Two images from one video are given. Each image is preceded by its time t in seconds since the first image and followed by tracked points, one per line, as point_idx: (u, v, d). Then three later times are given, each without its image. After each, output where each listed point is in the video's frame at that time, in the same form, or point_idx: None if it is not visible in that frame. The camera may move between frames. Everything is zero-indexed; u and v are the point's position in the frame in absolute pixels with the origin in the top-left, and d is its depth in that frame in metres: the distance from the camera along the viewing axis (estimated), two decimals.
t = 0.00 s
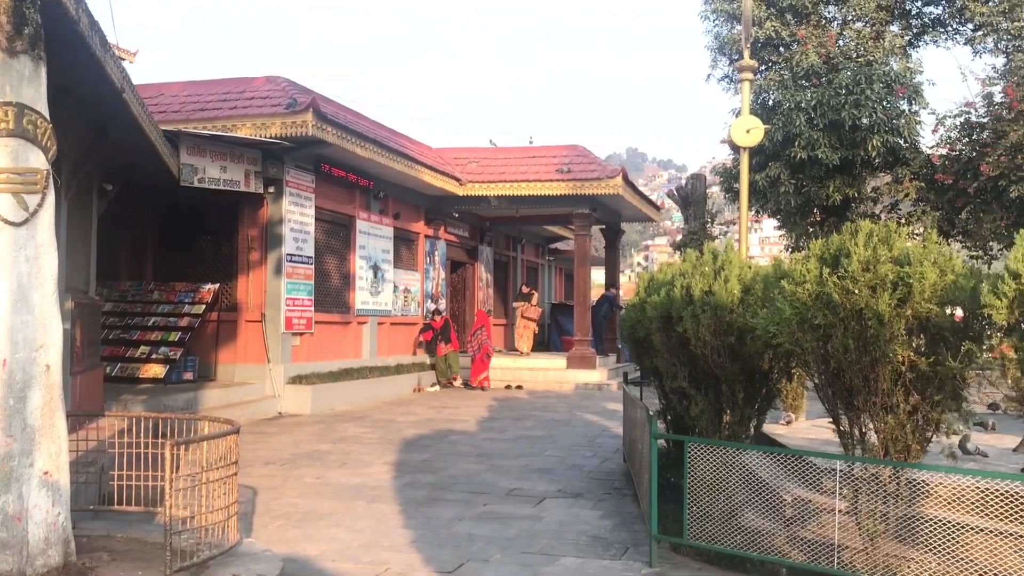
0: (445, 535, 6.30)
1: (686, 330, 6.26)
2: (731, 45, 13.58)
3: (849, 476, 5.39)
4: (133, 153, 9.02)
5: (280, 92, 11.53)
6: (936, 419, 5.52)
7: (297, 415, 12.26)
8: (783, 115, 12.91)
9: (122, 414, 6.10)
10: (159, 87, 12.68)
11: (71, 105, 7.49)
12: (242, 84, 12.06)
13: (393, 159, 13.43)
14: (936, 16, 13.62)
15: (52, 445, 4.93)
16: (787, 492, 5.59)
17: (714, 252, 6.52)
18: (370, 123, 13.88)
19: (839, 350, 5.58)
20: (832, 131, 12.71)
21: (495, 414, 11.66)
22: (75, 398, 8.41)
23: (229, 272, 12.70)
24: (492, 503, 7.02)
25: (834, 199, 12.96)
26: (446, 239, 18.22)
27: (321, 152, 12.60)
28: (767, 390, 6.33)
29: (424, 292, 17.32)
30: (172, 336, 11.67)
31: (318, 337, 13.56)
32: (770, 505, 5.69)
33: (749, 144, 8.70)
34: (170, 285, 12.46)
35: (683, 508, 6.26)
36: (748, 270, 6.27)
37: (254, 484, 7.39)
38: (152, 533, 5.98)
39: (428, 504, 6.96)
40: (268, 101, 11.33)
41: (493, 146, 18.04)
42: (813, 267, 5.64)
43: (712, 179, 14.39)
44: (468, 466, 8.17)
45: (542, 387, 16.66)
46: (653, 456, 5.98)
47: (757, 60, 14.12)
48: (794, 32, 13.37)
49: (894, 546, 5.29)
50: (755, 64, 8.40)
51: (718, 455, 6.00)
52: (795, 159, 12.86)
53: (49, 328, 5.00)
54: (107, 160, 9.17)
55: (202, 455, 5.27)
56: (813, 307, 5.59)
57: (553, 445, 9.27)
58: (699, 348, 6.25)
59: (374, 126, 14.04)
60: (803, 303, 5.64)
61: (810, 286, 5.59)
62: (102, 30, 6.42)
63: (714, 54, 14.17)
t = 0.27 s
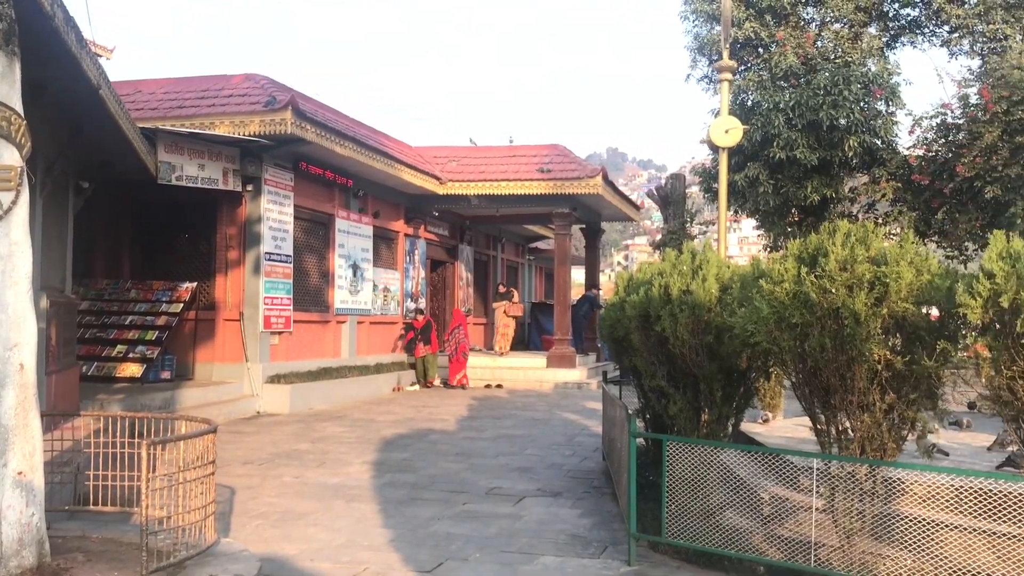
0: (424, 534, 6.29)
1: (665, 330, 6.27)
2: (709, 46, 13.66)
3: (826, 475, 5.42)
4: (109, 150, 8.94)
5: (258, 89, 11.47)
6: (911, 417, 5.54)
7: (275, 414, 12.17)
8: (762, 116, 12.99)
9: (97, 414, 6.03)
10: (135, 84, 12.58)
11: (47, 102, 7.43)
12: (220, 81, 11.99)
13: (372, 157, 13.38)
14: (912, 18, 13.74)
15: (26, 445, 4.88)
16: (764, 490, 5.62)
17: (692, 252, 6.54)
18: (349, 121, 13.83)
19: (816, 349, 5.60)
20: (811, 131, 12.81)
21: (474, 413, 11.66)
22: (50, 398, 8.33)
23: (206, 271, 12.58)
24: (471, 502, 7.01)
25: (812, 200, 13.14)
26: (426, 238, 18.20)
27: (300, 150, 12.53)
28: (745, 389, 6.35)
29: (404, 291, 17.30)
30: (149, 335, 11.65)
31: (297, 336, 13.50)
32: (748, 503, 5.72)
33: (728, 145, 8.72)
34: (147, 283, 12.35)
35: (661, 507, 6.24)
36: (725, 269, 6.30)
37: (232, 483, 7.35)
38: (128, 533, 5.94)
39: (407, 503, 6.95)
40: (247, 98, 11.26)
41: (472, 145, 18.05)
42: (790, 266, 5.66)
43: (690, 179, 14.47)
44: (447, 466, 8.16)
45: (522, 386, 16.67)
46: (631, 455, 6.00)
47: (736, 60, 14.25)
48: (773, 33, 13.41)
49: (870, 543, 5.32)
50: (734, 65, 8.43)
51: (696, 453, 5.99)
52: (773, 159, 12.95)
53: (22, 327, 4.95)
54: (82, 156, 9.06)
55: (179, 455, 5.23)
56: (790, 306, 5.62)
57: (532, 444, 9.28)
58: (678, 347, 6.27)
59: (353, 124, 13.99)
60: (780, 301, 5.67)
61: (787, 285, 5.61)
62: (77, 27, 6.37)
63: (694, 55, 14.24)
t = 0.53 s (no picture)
0: (398, 532, 6.28)
1: (640, 326, 6.28)
2: (686, 45, 13.74)
3: (799, 470, 5.45)
4: (80, 144, 8.83)
5: (233, 84, 11.40)
6: (883, 414, 5.55)
7: (250, 411, 12.11)
8: (736, 114, 13.50)
9: (67, 411, 5.97)
10: (108, 78, 12.45)
11: (17, 95, 7.35)
12: (193, 77, 11.91)
13: (348, 154, 13.34)
14: (885, 18, 14.32)
15: None
16: (738, 486, 5.65)
17: (668, 249, 6.54)
18: (325, 117, 13.77)
19: (790, 346, 5.60)
20: (785, 130, 13.34)
21: (450, 410, 11.67)
22: (21, 395, 8.25)
23: (179, 267, 12.53)
24: (446, 500, 7.01)
25: (786, 197, 13.78)
26: (402, 235, 18.16)
27: (274, 145, 12.46)
28: (719, 385, 6.37)
29: (380, 288, 17.27)
30: (122, 332, 11.53)
31: (272, 333, 13.42)
32: (722, 499, 5.74)
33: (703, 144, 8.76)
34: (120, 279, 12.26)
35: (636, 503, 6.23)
36: (700, 266, 6.32)
37: (205, 481, 7.31)
38: (99, 532, 5.89)
39: (382, 501, 6.94)
40: (222, 93, 11.19)
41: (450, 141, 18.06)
42: (765, 264, 5.65)
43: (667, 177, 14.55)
44: (423, 463, 8.16)
45: (498, 383, 16.69)
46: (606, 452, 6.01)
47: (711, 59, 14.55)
48: (748, 32, 13.85)
49: (841, 538, 5.35)
50: (710, 64, 8.42)
51: (669, 450, 5.98)
52: (748, 157, 13.46)
53: None
54: (53, 151, 8.93)
55: (151, 452, 5.17)
56: (764, 304, 5.63)
57: (508, 441, 9.30)
58: (653, 343, 6.28)
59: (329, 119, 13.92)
60: (753, 299, 5.68)
61: (761, 283, 5.62)
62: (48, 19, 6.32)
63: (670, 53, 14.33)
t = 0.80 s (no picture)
0: (368, 526, 6.26)
1: (610, 320, 6.29)
2: (657, 39, 13.84)
3: (766, 463, 5.46)
4: (43, 135, 8.69)
5: (201, 76, 11.28)
6: (849, 407, 5.58)
7: (218, 406, 12.12)
8: (707, 110, 13.76)
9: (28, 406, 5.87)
10: (73, 69, 12.28)
11: None
12: (161, 68, 11.78)
13: (318, 147, 13.28)
14: (854, 14, 15.05)
15: None
16: (706, 479, 5.65)
17: (639, 243, 6.51)
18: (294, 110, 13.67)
19: (757, 340, 5.62)
20: (754, 125, 13.54)
21: (421, 405, 11.67)
22: None
23: (146, 260, 12.44)
24: (416, 494, 7.00)
25: (754, 192, 14.06)
26: (373, 229, 18.07)
27: (243, 138, 12.36)
28: (688, 379, 6.41)
29: (350, 282, 17.20)
30: (88, 326, 11.35)
31: (241, 327, 13.35)
32: (690, 491, 5.73)
33: (672, 138, 8.78)
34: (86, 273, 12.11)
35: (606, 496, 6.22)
36: (669, 260, 6.32)
37: (172, 476, 7.24)
38: (62, 528, 5.82)
39: (352, 496, 6.91)
40: (190, 85, 11.07)
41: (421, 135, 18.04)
42: (733, 259, 5.68)
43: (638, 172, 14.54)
44: (393, 457, 8.14)
45: (470, 377, 16.69)
46: (577, 446, 6.02)
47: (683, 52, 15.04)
48: (719, 28, 14.26)
49: (808, 530, 5.36)
50: (680, 59, 8.44)
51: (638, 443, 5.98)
52: (719, 153, 13.73)
53: None
54: (15, 142, 8.77)
55: (116, 447, 5.07)
56: (732, 298, 5.64)
57: (479, 435, 9.31)
58: (623, 338, 6.29)
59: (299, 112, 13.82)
60: (722, 293, 5.69)
61: (729, 277, 5.63)
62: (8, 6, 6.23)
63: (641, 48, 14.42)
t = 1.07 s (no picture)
0: (332, 520, 6.23)
1: (574, 313, 6.30)
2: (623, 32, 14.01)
3: (728, 454, 5.45)
4: None
5: (163, 66, 11.15)
6: (810, 397, 5.62)
7: (182, 400, 11.96)
8: (674, 102, 14.07)
9: None
10: (31, 57, 12.10)
11: None
12: (121, 57, 11.64)
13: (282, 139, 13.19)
14: (818, 9, 15.74)
15: None
16: (670, 469, 5.63)
17: (603, 236, 6.55)
18: (259, 100, 13.55)
19: (719, 331, 5.65)
20: (720, 119, 14.02)
21: (387, 397, 11.67)
22: None
23: (107, 252, 12.30)
24: (380, 487, 6.98)
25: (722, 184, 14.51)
26: (338, 220, 18.00)
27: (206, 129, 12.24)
28: (651, 370, 6.46)
29: (316, 274, 17.09)
30: (48, 319, 11.24)
31: (204, 320, 13.23)
32: (654, 481, 5.72)
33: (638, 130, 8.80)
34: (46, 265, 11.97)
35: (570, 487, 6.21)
36: (633, 252, 6.35)
37: (133, 471, 7.16)
38: (18, 524, 5.73)
39: (316, 489, 6.88)
40: (152, 74, 10.94)
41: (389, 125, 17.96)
42: (695, 251, 5.70)
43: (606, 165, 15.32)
44: (358, 450, 8.13)
45: (437, 370, 16.68)
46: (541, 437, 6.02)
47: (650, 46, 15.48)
48: (684, 21, 14.64)
49: (770, 520, 5.36)
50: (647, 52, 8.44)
51: (603, 434, 5.96)
52: (685, 145, 14.11)
53: None
54: None
55: (71, 442, 4.98)
56: (694, 289, 5.66)
57: (445, 427, 9.33)
58: (587, 329, 6.31)
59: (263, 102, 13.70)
60: (684, 285, 5.70)
61: (692, 269, 5.65)
62: None
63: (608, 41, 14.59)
